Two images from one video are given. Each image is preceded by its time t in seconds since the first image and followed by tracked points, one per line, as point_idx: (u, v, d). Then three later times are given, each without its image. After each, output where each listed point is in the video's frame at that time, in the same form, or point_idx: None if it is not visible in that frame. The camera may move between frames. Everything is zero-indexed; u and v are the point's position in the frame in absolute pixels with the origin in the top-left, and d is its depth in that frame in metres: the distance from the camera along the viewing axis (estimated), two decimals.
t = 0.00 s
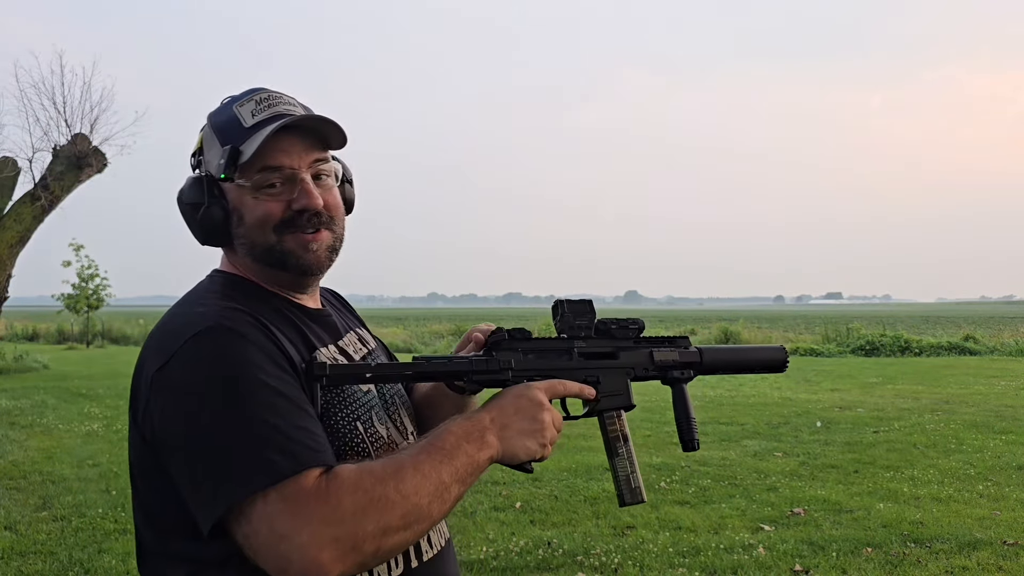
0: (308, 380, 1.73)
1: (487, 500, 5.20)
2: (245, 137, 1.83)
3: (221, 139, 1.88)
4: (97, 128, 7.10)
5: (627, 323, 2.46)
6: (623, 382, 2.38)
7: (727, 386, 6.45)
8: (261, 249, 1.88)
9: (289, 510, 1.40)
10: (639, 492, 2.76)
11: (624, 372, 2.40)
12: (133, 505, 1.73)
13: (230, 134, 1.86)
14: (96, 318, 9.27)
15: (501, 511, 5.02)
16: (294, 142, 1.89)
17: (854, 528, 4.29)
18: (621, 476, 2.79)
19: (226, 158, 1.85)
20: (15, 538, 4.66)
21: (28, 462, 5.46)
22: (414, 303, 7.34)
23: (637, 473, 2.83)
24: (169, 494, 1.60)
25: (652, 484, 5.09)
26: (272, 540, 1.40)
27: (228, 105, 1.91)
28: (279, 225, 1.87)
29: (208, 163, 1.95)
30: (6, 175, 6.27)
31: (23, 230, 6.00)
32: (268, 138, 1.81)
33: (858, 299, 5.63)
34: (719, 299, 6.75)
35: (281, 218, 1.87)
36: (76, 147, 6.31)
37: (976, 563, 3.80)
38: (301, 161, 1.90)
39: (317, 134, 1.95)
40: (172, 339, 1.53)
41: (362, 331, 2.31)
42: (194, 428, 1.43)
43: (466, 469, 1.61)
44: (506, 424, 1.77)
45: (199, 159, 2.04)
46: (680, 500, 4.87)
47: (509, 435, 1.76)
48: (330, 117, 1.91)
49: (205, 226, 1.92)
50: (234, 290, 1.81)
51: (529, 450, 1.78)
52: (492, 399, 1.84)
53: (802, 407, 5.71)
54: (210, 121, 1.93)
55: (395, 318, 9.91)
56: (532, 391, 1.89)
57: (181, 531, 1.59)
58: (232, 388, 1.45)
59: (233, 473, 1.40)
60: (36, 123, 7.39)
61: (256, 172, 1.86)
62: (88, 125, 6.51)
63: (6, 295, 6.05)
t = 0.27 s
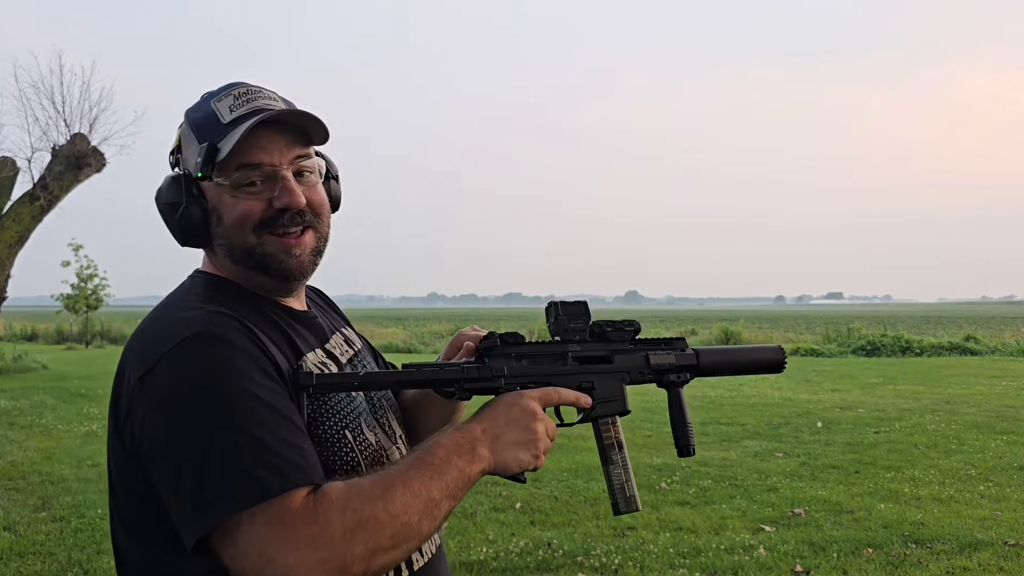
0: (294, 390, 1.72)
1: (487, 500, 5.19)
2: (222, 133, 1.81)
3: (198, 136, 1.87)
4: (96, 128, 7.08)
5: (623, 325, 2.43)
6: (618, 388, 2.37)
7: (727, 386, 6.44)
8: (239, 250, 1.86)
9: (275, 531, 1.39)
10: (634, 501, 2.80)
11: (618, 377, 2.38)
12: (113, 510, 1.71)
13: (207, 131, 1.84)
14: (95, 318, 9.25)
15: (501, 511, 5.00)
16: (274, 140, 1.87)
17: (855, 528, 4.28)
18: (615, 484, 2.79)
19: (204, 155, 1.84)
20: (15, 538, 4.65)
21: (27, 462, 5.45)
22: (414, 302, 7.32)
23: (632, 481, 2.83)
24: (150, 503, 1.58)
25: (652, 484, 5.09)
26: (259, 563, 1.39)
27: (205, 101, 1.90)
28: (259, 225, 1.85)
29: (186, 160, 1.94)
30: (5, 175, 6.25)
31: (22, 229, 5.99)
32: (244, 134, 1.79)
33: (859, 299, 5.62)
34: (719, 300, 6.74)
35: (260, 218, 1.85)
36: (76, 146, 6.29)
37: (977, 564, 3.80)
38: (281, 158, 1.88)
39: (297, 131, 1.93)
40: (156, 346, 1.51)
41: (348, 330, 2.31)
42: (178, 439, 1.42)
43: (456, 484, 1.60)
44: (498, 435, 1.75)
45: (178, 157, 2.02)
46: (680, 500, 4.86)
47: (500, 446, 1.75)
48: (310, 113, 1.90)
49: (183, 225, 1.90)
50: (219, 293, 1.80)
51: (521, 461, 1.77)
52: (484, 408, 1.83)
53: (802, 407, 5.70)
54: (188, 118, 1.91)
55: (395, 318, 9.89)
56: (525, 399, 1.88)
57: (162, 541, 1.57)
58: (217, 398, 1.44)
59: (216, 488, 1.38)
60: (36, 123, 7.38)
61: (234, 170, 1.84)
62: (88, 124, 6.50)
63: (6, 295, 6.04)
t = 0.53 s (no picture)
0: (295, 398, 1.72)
1: (487, 500, 5.17)
2: (241, 126, 1.82)
3: (214, 129, 1.85)
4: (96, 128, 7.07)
5: (626, 326, 2.45)
6: (620, 390, 2.37)
7: (726, 385, 6.42)
8: (254, 246, 1.85)
9: (280, 547, 1.39)
10: (632, 504, 2.81)
11: (621, 379, 2.38)
12: (101, 514, 1.70)
13: (223, 122, 1.83)
14: (94, 318, 9.23)
15: (501, 511, 4.99)
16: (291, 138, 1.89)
17: (855, 528, 4.28)
18: (616, 487, 2.79)
19: (220, 147, 1.83)
20: (14, 538, 4.66)
21: (28, 462, 5.45)
22: (414, 302, 7.31)
23: (631, 484, 2.84)
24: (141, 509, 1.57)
25: (653, 484, 5.08)
26: None
27: (216, 94, 1.89)
28: (274, 222, 1.85)
29: (190, 151, 1.90)
30: (5, 175, 6.24)
31: (22, 229, 6.00)
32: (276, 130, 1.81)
33: (859, 299, 5.62)
34: (719, 300, 6.74)
35: (276, 214, 1.85)
36: (76, 146, 6.28)
37: (976, 564, 3.82)
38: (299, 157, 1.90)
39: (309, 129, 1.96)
40: (154, 350, 1.50)
41: (337, 327, 2.30)
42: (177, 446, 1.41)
43: (458, 492, 1.62)
44: (498, 442, 1.77)
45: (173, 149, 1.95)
46: (680, 500, 4.85)
47: (500, 452, 1.76)
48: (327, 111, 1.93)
49: (188, 219, 1.84)
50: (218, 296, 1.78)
51: (521, 466, 1.79)
52: (484, 413, 1.84)
53: (802, 407, 5.62)
54: (198, 110, 1.88)
55: (395, 318, 9.89)
56: (526, 404, 1.89)
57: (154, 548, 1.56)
58: (218, 407, 1.43)
59: (216, 499, 1.38)
60: (36, 123, 7.32)
61: (254, 165, 1.84)
62: (88, 124, 6.49)
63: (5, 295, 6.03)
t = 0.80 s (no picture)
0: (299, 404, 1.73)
1: (486, 500, 5.17)
2: (309, 117, 1.84)
3: (277, 116, 1.81)
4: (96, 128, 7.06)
5: (628, 319, 2.42)
6: (625, 381, 2.37)
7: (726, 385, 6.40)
8: (308, 237, 1.85)
9: (291, 558, 1.39)
10: (640, 498, 2.78)
11: (625, 371, 2.38)
12: (98, 517, 1.68)
13: (289, 113, 1.83)
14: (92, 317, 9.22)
15: (501, 511, 4.99)
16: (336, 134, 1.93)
17: (855, 528, 4.29)
18: (623, 480, 2.79)
19: (290, 136, 1.81)
20: (15, 538, 4.69)
21: (28, 462, 5.45)
22: (414, 302, 7.30)
23: (639, 478, 2.83)
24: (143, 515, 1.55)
25: (652, 484, 5.08)
26: None
27: (262, 83, 1.85)
28: (327, 213, 1.88)
29: (245, 136, 1.80)
30: (5, 175, 6.24)
31: (23, 230, 6.00)
32: (354, 129, 1.88)
33: (860, 299, 5.63)
34: (719, 299, 6.74)
35: (331, 206, 1.88)
36: (76, 147, 6.27)
37: (977, 564, 3.85)
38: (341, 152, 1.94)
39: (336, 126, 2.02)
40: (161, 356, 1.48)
41: (327, 324, 2.31)
42: (189, 455, 1.41)
43: (465, 495, 1.63)
44: (505, 442, 1.77)
45: (202, 130, 1.81)
46: (680, 500, 4.85)
47: (507, 452, 1.77)
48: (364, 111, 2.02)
49: (252, 207, 1.77)
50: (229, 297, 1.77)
51: (529, 465, 1.79)
52: (488, 412, 1.84)
53: (802, 407, 5.59)
54: (249, 94, 1.81)
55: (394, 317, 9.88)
56: (533, 402, 1.89)
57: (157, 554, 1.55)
58: (232, 415, 1.43)
59: (229, 508, 1.38)
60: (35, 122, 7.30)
61: (316, 156, 1.85)
62: (88, 124, 6.48)
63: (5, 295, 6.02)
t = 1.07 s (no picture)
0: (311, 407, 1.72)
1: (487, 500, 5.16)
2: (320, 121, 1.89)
3: (294, 118, 1.84)
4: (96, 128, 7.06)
5: (639, 318, 2.40)
6: (633, 383, 2.37)
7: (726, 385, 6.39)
8: (317, 237, 1.88)
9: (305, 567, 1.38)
10: (646, 497, 2.81)
11: (633, 372, 2.38)
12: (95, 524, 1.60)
13: (302, 114, 1.86)
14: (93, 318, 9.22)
15: (501, 511, 4.99)
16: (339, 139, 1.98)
17: (855, 528, 4.28)
18: (630, 481, 2.79)
19: (306, 138, 1.84)
20: (15, 538, 4.68)
21: (28, 462, 5.45)
22: (414, 302, 7.30)
23: (645, 478, 2.83)
24: (156, 519, 1.50)
25: (653, 484, 5.07)
26: None
27: (274, 82, 1.85)
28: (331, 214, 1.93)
29: (266, 134, 1.80)
30: (6, 175, 6.24)
31: (22, 230, 6.00)
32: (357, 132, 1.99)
33: (860, 299, 5.63)
34: (720, 300, 6.74)
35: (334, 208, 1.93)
36: (76, 147, 6.27)
37: (977, 564, 3.83)
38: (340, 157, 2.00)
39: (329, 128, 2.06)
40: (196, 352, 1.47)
41: (318, 323, 2.31)
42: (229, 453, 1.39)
43: (472, 500, 1.64)
44: (512, 448, 1.79)
45: (219, 126, 1.77)
46: (681, 501, 4.85)
47: (514, 457, 1.78)
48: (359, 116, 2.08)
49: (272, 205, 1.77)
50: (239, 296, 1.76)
51: (535, 470, 1.81)
52: (494, 417, 1.86)
53: (802, 408, 5.61)
54: (267, 93, 1.81)
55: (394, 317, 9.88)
56: (539, 406, 1.91)
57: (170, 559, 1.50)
58: (270, 414, 1.43)
59: (270, 506, 1.37)
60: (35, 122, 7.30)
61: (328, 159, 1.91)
62: (88, 124, 6.48)
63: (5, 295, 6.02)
